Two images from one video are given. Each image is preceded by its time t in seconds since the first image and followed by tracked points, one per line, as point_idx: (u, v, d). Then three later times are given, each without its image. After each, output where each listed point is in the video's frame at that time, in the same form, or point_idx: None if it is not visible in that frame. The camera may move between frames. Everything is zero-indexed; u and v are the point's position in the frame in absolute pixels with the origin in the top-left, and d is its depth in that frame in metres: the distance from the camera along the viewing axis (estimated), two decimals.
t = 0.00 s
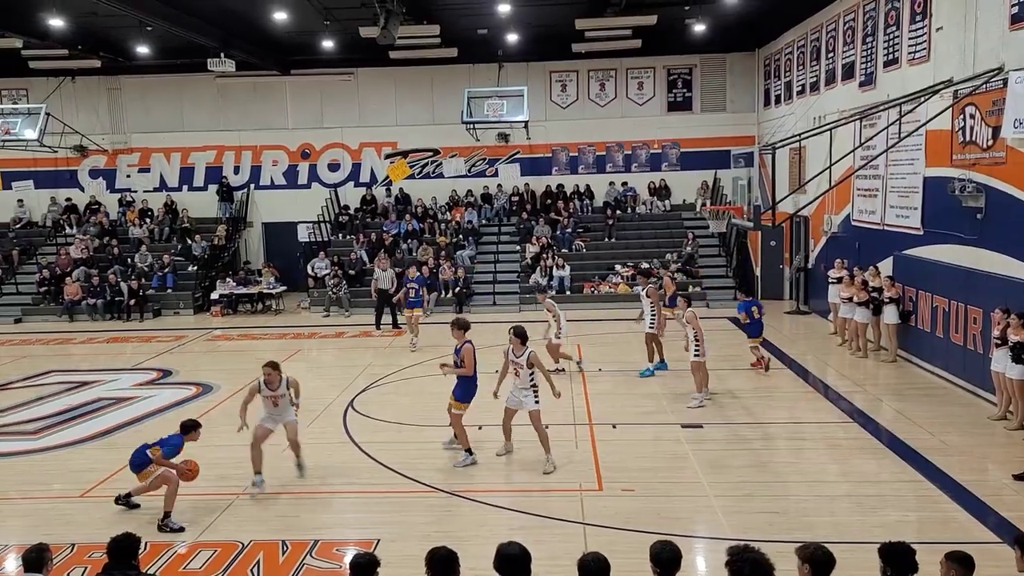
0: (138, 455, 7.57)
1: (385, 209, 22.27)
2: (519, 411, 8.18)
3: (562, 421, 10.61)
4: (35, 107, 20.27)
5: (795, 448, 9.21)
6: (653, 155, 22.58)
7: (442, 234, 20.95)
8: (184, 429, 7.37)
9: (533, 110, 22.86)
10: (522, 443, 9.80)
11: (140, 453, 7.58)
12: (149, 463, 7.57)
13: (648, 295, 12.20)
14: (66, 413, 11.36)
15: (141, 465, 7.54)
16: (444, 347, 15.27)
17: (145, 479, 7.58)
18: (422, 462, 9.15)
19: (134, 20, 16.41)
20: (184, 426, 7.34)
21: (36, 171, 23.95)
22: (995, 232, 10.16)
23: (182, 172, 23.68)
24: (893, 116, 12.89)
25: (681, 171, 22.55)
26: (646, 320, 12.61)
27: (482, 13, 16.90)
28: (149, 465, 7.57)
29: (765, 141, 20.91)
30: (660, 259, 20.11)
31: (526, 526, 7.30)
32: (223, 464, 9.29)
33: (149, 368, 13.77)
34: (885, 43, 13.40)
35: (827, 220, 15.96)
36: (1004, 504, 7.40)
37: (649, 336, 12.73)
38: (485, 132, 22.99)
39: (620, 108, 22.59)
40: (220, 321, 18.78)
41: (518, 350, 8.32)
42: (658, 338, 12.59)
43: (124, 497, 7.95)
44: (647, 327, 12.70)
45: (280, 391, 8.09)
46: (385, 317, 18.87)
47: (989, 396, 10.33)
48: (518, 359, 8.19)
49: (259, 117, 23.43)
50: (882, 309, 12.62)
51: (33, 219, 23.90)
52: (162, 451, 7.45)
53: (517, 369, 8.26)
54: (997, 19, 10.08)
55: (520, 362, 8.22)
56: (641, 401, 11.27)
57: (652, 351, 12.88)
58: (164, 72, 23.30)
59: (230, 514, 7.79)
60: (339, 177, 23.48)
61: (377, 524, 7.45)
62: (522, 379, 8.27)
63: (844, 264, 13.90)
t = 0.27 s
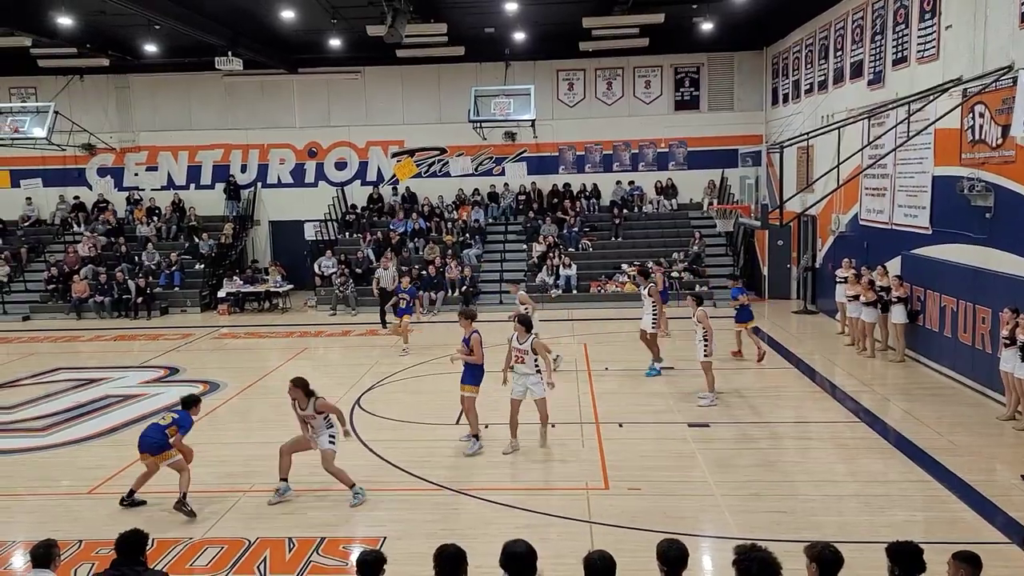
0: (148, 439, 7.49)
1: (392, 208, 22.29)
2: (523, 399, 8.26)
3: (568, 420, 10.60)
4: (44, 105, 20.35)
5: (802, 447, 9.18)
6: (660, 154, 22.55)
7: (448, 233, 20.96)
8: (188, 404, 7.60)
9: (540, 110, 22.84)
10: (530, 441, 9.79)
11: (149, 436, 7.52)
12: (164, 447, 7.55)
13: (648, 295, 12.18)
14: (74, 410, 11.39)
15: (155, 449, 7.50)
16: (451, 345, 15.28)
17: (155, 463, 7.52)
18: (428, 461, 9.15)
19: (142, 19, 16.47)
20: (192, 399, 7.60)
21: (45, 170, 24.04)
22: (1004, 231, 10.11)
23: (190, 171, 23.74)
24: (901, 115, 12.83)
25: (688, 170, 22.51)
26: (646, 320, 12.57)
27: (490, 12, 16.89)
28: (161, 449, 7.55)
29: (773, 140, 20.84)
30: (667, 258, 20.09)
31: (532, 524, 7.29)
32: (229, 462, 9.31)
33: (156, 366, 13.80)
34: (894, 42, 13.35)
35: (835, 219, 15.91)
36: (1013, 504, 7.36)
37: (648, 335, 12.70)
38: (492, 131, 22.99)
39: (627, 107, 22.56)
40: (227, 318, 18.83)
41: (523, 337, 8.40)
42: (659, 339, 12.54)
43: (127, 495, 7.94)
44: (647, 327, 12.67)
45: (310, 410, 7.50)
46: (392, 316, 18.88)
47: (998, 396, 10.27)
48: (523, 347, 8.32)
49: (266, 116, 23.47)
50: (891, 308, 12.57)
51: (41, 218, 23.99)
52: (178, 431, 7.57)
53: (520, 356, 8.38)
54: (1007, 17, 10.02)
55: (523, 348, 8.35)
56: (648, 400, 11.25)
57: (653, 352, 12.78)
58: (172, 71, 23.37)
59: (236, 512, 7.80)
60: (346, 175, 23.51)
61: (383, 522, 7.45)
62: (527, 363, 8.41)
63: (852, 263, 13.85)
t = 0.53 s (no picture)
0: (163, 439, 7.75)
1: (398, 208, 22.31)
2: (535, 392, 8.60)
3: (574, 420, 10.60)
4: (52, 105, 20.42)
5: (809, 447, 9.17)
6: (666, 154, 22.53)
7: (455, 232, 20.97)
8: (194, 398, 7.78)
9: (546, 109, 22.84)
10: (536, 440, 9.80)
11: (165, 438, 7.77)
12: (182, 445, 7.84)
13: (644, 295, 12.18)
14: (82, 409, 11.43)
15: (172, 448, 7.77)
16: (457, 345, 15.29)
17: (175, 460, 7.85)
18: (434, 460, 9.16)
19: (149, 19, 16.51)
20: (195, 393, 7.74)
21: (53, 169, 24.11)
22: (1012, 231, 10.08)
23: (197, 170, 23.80)
24: (909, 114, 12.79)
25: (695, 170, 22.48)
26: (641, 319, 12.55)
27: (496, 11, 16.89)
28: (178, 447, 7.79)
29: (780, 140, 20.80)
30: (674, 258, 20.08)
31: (539, 524, 7.30)
32: (236, 461, 9.33)
33: (164, 365, 13.84)
34: (902, 41, 13.31)
35: (843, 219, 15.88)
36: (1021, 505, 7.34)
37: (641, 335, 12.68)
38: (498, 131, 22.99)
39: (633, 106, 22.54)
40: (235, 318, 18.89)
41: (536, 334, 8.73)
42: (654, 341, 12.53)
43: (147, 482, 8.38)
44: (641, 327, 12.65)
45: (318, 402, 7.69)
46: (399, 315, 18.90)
47: (1006, 396, 10.24)
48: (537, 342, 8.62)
49: (272, 116, 23.51)
50: (898, 309, 12.54)
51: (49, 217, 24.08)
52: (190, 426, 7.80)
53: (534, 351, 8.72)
54: (1015, 17, 9.98)
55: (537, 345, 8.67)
56: (654, 400, 11.24)
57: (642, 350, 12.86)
58: (179, 71, 23.42)
59: (243, 511, 7.82)
60: (353, 175, 23.54)
61: (390, 521, 7.46)
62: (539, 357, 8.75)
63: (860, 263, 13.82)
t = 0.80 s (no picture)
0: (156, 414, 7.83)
1: (403, 207, 22.33)
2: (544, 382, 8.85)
3: (578, 419, 10.59)
4: (58, 104, 20.47)
5: (813, 447, 9.15)
6: (671, 153, 22.50)
7: (459, 232, 20.97)
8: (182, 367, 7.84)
9: (551, 109, 22.82)
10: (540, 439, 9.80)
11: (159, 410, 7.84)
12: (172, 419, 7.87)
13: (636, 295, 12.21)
14: (88, 407, 11.46)
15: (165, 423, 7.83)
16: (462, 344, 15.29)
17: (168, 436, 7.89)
18: (439, 459, 9.17)
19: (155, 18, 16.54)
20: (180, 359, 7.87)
21: (59, 168, 24.17)
22: (1019, 230, 10.04)
23: (202, 169, 23.85)
24: (915, 113, 12.75)
25: (700, 169, 22.45)
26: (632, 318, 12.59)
27: (501, 11, 16.88)
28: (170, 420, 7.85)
29: (785, 139, 20.77)
30: (679, 258, 20.07)
31: (543, 523, 7.30)
32: (241, 459, 9.35)
33: (169, 363, 13.87)
34: (908, 39, 13.26)
35: (848, 218, 15.85)
36: None
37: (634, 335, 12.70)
38: (503, 130, 22.99)
39: (638, 105, 22.51)
40: (240, 317, 18.93)
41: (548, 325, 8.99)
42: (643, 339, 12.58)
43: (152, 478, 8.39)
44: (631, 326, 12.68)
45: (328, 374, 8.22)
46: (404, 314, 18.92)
47: (1012, 396, 10.20)
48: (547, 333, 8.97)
49: (277, 115, 23.54)
50: (903, 308, 12.51)
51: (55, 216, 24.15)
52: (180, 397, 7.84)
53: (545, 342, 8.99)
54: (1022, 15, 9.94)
55: (547, 337, 8.96)
56: (658, 399, 11.23)
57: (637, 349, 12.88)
58: (184, 70, 23.45)
59: (248, 509, 7.83)
60: (357, 174, 23.55)
61: (395, 520, 7.47)
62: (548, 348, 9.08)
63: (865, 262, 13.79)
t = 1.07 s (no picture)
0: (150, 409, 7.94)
1: (406, 206, 22.33)
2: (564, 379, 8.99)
3: (582, 417, 10.59)
4: (61, 103, 20.48)
5: (817, 445, 9.14)
6: (675, 152, 22.48)
7: (463, 230, 20.96)
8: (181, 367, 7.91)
9: (554, 107, 22.81)
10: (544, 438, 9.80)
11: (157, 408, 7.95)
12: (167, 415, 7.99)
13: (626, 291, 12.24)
14: (92, 405, 11.48)
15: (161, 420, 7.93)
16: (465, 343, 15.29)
17: (162, 431, 8.05)
18: (443, 457, 9.17)
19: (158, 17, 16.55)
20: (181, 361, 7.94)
21: (62, 167, 24.20)
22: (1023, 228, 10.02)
23: (205, 168, 23.86)
24: (919, 111, 12.73)
25: (703, 167, 22.43)
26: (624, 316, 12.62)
27: (504, 9, 16.86)
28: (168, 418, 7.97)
29: (789, 137, 20.74)
30: (683, 256, 20.08)
31: (547, 521, 7.30)
32: (245, 457, 9.36)
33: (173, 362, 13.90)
34: (912, 38, 13.24)
35: (851, 217, 15.84)
36: None
37: (628, 333, 12.69)
38: (506, 129, 22.97)
39: (641, 104, 22.50)
40: (243, 315, 18.96)
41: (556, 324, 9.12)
42: (633, 336, 12.60)
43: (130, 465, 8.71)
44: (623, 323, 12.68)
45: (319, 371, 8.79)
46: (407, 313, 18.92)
47: (1016, 395, 10.18)
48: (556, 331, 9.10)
49: (279, 114, 23.56)
50: (907, 307, 12.50)
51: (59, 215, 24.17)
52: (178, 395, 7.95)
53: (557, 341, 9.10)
54: None
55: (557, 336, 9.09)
56: (662, 398, 11.23)
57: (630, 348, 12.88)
58: (187, 68, 23.46)
59: (251, 507, 7.83)
60: (360, 173, 23.56)
61: (399, 518, 7.47)
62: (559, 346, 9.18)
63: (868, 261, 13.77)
